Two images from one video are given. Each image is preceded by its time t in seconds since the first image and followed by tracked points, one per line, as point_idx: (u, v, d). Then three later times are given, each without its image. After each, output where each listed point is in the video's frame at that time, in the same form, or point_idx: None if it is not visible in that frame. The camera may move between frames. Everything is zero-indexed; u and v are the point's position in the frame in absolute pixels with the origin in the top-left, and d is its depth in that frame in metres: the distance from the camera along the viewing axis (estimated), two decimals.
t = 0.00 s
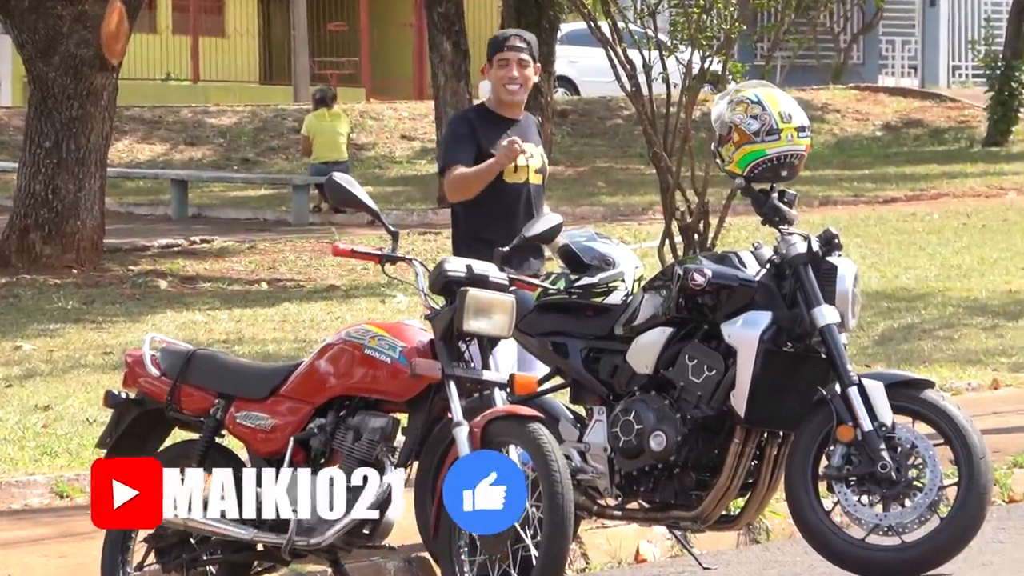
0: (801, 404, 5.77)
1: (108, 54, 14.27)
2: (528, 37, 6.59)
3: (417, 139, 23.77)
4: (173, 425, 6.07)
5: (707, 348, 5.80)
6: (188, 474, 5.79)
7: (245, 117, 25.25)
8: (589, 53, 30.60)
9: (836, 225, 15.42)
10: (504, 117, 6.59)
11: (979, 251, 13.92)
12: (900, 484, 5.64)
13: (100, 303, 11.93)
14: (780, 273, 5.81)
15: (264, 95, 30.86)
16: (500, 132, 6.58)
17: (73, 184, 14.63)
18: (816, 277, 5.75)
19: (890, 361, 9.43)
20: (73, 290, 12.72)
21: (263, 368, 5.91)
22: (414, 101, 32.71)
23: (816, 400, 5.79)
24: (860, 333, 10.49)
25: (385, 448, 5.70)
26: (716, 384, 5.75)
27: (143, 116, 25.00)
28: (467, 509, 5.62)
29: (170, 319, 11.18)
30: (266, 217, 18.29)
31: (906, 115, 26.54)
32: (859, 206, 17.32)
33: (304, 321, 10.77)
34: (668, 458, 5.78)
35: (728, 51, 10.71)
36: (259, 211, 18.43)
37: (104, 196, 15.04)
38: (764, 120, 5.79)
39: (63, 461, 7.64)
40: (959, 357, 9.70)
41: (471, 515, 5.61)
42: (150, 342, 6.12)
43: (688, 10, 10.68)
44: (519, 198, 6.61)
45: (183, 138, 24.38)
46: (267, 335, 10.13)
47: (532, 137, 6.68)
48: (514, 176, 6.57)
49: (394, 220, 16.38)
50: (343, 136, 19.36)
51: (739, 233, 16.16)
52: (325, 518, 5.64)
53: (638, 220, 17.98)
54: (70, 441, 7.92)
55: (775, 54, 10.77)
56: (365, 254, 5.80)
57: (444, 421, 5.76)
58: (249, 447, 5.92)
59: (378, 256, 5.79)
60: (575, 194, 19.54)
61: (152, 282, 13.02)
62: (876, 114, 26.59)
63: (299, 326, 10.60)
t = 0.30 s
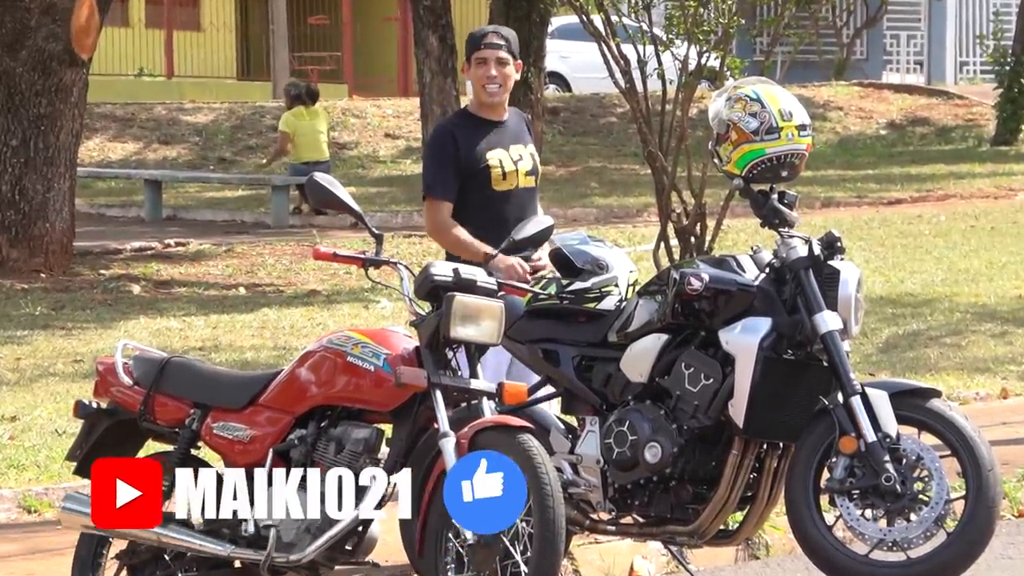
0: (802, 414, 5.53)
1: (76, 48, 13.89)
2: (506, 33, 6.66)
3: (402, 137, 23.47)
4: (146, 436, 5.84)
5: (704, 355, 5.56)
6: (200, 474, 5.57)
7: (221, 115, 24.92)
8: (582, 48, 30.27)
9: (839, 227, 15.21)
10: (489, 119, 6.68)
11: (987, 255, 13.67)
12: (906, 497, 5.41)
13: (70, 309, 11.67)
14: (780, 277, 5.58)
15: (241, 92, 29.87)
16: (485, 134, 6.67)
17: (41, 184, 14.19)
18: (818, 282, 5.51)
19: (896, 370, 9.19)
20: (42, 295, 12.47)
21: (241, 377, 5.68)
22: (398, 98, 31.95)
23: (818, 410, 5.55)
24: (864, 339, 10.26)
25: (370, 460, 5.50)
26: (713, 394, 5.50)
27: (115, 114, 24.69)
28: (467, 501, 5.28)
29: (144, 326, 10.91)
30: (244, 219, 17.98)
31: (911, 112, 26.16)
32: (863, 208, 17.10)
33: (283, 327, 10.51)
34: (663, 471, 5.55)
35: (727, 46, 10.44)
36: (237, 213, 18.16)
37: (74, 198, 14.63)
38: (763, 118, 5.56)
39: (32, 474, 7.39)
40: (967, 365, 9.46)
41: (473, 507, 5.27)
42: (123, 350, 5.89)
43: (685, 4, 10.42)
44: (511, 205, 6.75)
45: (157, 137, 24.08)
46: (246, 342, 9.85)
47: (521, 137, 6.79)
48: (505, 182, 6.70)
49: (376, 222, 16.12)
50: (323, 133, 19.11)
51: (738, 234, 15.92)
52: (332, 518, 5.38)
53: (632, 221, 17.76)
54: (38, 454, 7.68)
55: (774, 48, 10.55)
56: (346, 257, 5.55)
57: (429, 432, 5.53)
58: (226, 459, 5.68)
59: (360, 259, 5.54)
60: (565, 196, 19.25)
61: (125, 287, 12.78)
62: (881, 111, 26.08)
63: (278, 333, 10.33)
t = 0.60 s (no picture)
0: (802, 427, 5.33)
1: (51, 49, 13.24)
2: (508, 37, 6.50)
3: (388, 140, 23.19)
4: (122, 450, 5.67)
5: (700, 366, 5.36)
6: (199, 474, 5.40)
7: (200, 118, 24.61)
8: (574, 48, 29.77)
9: (840, 234, 15.02)
10: (490, 126, 6.55)
11: (994, 262, 13.45)
12: (910, 513, 5.22)
13: (44, 318, 11.49)
14: (779, 285, 5.39)
15: (221, 95, 28.59)
16: (486, 142, 6.53)
17: (13, 190, 13.59)
18: (819, 291, 5.32)
19: (901, 382, 8.98)
20: (15, 304, 12.26)
21: (221, 389, 5.50)
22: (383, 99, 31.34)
23: (819, 423, 5.35)
24: (867, 349, 10.06)
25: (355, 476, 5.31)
26: (710, 406, 5.30)
27: (90, 116, 24.37)
28: (467, 500, 5.02)
29: (119, 336, 10.72)
30: (223, 226, 17.66)
31: (915, 115, 25.88)
32: (864, 213, 16.92)
33: (265, 337, 10.29)
34: (658, 487, 5.36)
35: (724, 47, 10.25)
36: (216, 219, 17.86)
37: (47, 203, 14.00)
38: (762, 120, 5.37)
39: (4, 489, 7.20)
40: (973, 377, 9.25)
41: (472, 507, 5.02)
42: (99, 361, 5.73)
43: (680, 3, 10.15)
44: (515, 214, 6.59)
45: (133, 141, 23.75)
46: (226, 354, 9.61)
47: (524, 143, 6.65)
48: (506, 191, 6.55)
49: (361, 229, 15.90)
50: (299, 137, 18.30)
51: (736, 241, 15.73)
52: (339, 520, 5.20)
53: (626, 228, 17.58)
54: (11, 469, 7.49)
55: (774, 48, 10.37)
56: (330, 265, 5.37)
57: (416, 446, 5.30)
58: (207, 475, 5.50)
59: (344, 267, 5.36)
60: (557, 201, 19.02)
61: (100, 296, 12.59)
62: (883, 114, 25.89)
63: (258, 343, 10.10)
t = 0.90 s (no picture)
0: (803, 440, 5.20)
1: (34, 54, 12.71)
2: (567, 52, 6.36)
3: (379, 146, 22.74)
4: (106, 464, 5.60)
5: (699, 377, 5.24)
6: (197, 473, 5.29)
7: (187, 122, 24.10)
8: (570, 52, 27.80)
9: (841, 242, 14.81)
10: (545, 142, 6.34)
11: (1001, 271, 13.30)
12: (914, 528, 5.08)
13: (27, 329, 11.32)
14: (780, 294, 5.26)
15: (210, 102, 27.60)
16: (537, 159, 6.32)
17: None
18: (821, 300, 5.19)
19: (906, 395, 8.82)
20: None
21: (210, 401, 5.39)
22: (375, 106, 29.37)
23: (820, 436, 5.22)
24: (870, 360, 9.91)
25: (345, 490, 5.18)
26: (709, 419, 5.18)
27: (74, 121, 23.88)
28: (466, 507, 4.90)
29: (103, 347, 10.57)
30: (211, 233, 17.28)
31: (919, 120, 25.56)
32: (869, 220, 16.81)
33: (253, 348, 10.05)
34: (656, 501, 5.24)
35: (721, 51, 10.05)
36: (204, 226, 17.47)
37: (31, 212, 13.50)
38: (762, 126, 5.23)
39: None
40: (980, 389, 9.07)
41: (471, 515, 4.90)
42: (82, 374, 5.63)
43: (677, 5, 10.07)
44: (562, 234, 6.35)
45: (120, 147, 23.21)
46: (213, 365, 9.36)
47: (580, 161, 6.38)
48: (551, 210, 6.32)
49: (354, 237, 15.71)
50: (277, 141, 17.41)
51: (737, 249, 15.64)
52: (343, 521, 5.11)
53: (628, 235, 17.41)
54: None
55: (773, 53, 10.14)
56: (320, 274, 5.25)
57: (408, 459, 5.17)
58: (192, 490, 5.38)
59: (334, 277, 5.24)
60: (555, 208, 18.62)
61: (85, 306, 12.41)
62: (887, 119, 25.56)
63: (247, 354, 9.86)
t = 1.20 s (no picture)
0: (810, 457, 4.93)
1: None
2: (643, 52, 5.86)
3: (362, 147, 21.31)
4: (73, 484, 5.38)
5: (699, 390, 4.97)
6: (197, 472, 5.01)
7: (159, 122, 22.61)
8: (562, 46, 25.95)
9: (848, 248, 13.21)
10: (615, 143, 5.86)
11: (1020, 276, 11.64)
12: (927, 549, 4.80)
13: None
14: (786, 303, 4.99)
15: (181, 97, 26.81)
16: (600, 158, 5.85)
17: None
18: (828, 309, 4.91)
19: (919, 409, 7.84)
20: None
21: (183, 416, 5.13)
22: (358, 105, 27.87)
23: (828, 452, 4.94)
24: (879, 371, 8.76)
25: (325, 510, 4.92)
26: (711, 434, 4.91)
27: (39, 121, 22.44)
28: (465, 511, 4.66)
29: (71, 360, 9.47)
30: (184, 239, 15.81)
31: (931, 120, 22.06)
32: (878, 226, 15.07)
33: (229, 360, 9.33)
34: (655, 520, 4.97)
35: (723, 45, 10.22)
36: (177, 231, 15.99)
37: None
38: (766, 125, 4.95)
39: None
40: (996, 402, 8.00)
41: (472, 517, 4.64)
42: (49, 389, 5.38)
43: None
44: (617, 238, 5.86)
45: (87, 147, 21.77)
46: (187, 378, 8.71)
47: (647, 164, 5.87)
48: (607, 211, 5.84)
49: (335, 242, 14.99)
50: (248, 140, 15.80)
51: (739, 256, 15.09)
52: (342, 522, 4.85)
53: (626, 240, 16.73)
54: None
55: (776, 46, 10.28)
56: (300, 281, 4.96)
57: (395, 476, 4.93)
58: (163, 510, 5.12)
59: (315, 284, 4.95)
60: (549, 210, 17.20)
61: (52, 315, 11.10)
62: (898, 117, 22.19)
63: (221, 366, 9.14)
